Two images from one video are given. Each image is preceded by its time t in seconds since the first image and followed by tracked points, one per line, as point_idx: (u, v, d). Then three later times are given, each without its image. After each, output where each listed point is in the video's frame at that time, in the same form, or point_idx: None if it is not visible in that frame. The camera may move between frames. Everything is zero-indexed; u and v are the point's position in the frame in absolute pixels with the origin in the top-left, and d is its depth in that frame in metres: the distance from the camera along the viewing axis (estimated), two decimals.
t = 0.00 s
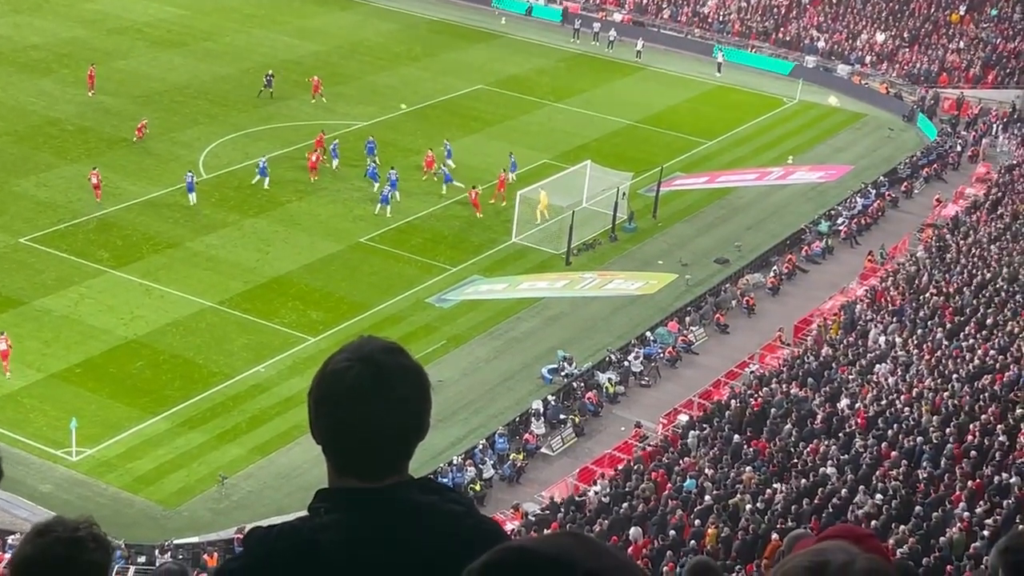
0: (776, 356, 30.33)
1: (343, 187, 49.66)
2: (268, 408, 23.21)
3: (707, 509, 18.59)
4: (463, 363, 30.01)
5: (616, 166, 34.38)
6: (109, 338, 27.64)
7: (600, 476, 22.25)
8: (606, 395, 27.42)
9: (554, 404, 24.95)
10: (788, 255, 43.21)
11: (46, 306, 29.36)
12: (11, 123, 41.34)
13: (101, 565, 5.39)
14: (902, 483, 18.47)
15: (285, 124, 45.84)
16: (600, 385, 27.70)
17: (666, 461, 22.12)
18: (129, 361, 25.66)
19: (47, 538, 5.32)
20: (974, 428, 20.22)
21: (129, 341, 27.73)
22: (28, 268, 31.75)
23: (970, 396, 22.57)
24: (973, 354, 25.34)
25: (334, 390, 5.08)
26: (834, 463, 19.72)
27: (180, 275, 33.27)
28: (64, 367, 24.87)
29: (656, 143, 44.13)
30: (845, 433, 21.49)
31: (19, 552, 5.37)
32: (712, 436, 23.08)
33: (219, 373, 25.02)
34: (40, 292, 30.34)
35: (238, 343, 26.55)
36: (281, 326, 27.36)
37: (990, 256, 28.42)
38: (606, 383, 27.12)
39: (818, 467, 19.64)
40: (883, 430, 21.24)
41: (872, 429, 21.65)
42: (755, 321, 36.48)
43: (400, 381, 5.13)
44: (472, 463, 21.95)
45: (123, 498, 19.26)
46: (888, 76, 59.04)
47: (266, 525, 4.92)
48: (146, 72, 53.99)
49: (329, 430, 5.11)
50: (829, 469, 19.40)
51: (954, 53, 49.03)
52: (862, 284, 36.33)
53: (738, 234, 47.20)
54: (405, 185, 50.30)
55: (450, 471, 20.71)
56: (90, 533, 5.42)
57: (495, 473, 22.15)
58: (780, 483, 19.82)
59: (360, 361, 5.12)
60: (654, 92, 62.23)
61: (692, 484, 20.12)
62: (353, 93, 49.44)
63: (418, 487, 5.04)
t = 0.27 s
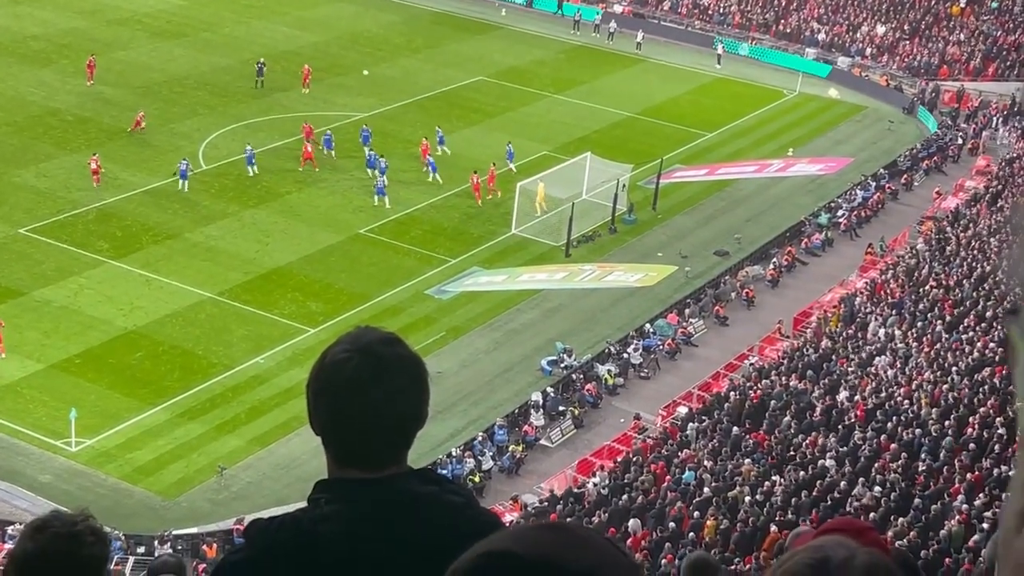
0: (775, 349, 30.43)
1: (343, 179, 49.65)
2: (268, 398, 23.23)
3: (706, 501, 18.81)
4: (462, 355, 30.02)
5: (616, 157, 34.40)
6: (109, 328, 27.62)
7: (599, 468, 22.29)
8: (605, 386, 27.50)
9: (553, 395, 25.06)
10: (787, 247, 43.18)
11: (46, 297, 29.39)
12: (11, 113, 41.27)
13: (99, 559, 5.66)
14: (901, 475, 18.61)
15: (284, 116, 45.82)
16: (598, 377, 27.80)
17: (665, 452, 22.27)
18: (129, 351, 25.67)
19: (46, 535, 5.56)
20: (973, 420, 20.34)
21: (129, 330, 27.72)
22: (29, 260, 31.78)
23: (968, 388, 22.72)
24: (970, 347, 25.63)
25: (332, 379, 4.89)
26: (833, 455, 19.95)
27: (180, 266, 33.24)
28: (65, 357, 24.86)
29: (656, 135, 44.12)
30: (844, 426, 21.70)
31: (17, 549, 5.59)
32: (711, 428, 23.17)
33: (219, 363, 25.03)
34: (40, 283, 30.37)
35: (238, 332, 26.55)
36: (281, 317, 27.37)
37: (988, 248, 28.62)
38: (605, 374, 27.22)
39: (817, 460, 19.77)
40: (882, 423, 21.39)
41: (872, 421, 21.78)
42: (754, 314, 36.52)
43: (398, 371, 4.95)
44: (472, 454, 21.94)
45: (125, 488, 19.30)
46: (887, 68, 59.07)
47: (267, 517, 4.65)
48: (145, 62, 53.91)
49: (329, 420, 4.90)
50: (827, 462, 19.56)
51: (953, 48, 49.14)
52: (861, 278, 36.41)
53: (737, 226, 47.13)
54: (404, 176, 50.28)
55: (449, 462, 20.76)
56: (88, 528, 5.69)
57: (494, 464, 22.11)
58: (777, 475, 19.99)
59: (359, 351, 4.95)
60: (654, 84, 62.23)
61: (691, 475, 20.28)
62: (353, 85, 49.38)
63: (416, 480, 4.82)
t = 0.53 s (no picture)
0: (780, 343, 30.25)
1: (349, 171, 49.52)
2: (272, 389, 23.09)
3: (709, 493, 18.81)
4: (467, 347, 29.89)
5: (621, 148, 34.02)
6: (114, 320, 27.34)
7: (603, 461, 22.19)
8: (610, 378, 27.35)
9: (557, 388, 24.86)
10: (793, 240, 42.81)
11: (51, 288, 29.30)
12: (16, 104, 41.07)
13: (104, 547, 5.18)
14: (905, 469, 18.46)
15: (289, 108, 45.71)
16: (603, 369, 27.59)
17: (670, 445, 22.19)
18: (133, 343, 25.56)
19: (52, 517, 5.08)
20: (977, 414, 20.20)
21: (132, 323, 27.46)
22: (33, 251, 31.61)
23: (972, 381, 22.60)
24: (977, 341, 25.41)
25: (332, 369, 4.27)
26: (837, 449, 19.79)
27: (184, 257, 33.00)
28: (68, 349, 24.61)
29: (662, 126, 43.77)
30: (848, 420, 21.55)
31: (20, 530, 5.10)
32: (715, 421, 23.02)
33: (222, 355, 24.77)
34: (44, 274, 30.30)
35: (243, 323, 26.43)
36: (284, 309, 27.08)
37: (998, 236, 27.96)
38: (610, 367, 27.01)
39: (821, 454, 19.60)
40: (886, 416, 21.26)
41: (877, 414, 21.64)
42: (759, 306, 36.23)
43: (402, 359, 4.34)
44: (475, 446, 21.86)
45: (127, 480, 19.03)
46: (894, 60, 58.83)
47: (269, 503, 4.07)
48: (151, 54, 53.76)
49: (330, 409, 4.27)
50: (830, 456, 19.40)
51: (960, 42, 48.94)
52: (867, 270, 36.20)
53: (743, 220, 46.64)
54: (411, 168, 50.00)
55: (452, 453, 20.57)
56: (93, 513, 5.21)
57: (498, 456, 22.02)
58: (782, 468, 19.86)
59: (363, 340, 4.34)
60: (660, 76, 61.97)
61: (694, 467, 20.20)
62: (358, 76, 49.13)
63: (419, 467, 4.21)
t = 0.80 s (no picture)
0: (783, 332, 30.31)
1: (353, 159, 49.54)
2: (274, 377, 23.20)
3: (712, 482, 18.91)
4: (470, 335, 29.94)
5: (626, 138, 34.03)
6: (119, 307, 27.39)
7: (606, 449, 22.22)
8: (613, 367, 27.44)
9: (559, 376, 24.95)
10: (797, 229, 42.80)
11: (54, 275, 29.34)
12: (21, 91, 41.11)
13: (105, 524, 5.01)
14: (908, 458, 18.55)
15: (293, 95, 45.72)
16: (606, 358, 27.64)
17: (673, 434, 22.24)
18: (136, 330, 25.64)
19: (51, 495, 4.92)
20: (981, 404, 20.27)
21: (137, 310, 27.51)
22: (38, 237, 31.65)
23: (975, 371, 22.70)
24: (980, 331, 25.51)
25: (329, 353, 3.76)
26: (840, 438, 19.86)
27: (188, 244, 33.04)
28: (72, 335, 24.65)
29: (667, 116, 43.75)
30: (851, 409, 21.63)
31: (22, 512, 4.96)
32: (719, 410, 23.07)
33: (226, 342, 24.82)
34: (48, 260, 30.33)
35: (247, 311, 26.52)
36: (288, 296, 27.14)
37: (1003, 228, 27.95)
38: (613, 355, 27.07)
39: (824, 442, 19.66)
40: (889, 405, 21.34)
41: (880, 404, 21.72)
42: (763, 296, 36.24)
43: (403, 343, 3.80)
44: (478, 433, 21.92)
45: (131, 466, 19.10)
46: (898, 49, 58.82)
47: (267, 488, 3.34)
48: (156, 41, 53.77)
49: (329, 397, 3.76)
50: (833, 445, 19.49)
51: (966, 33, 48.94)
52: (870, 260, 36.25)
53: (747, 209, 46.62)
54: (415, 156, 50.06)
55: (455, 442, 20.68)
56: (94, 491, 5.05)
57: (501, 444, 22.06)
58: (785, 457, 19.95)
59: (366, 322, 3.82)
60: (665, 65, 61.95)
61: (696, 456, 20.27)
62: (363, 64, 49.13)
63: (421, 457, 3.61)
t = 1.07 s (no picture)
0: (788, 323, 30.37)
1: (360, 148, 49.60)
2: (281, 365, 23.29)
3: (718, 473, 19.01)
4: (476, 324, 30.02)
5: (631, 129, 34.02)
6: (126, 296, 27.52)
7: (611, 440, 22.31)
8: (618, 358, 27.63)
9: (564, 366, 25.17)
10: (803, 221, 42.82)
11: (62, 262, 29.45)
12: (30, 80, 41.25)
13: (109, 503, 5.55)
14: (914, 451, 18.64)
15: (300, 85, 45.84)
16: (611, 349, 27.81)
17: (678, 425, 22.31)
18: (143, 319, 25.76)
19: (57, 478, 5.47)
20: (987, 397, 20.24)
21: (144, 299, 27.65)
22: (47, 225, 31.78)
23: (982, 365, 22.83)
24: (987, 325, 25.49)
25: (336, 341, 3.60)
26: (845, 431, 19.88)
27: (194, 233, 33.13)
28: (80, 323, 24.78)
29: (674, 107, 43.74)
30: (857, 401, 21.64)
31: (28, 494, 5.49)
32: (724, 401, 23.17)
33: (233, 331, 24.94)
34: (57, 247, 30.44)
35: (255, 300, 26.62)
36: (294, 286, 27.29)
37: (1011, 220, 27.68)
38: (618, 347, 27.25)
39: (829, 435, 19.74)
40: (895, 397, 21.44)
41: (885, 396, 21.71)
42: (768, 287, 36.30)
43: (411, 330, 3.64)
44: (483, 424, 22.08)
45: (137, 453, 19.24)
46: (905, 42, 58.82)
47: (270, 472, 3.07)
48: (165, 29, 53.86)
49: (335, 384, 3.59)
50: (839, 438, 19.52)
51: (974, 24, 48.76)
52: (876, 252, 36.27)
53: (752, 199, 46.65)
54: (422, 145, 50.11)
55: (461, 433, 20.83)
56: (95, 475, 5.61)
57: (505, 435, 22.18)
58: (790, 449, 20.03)
59: (375, 310, 3.67)
60: (672, 55, 61.87)
61: (701, 447, 20.42)
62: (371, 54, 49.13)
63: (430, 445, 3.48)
